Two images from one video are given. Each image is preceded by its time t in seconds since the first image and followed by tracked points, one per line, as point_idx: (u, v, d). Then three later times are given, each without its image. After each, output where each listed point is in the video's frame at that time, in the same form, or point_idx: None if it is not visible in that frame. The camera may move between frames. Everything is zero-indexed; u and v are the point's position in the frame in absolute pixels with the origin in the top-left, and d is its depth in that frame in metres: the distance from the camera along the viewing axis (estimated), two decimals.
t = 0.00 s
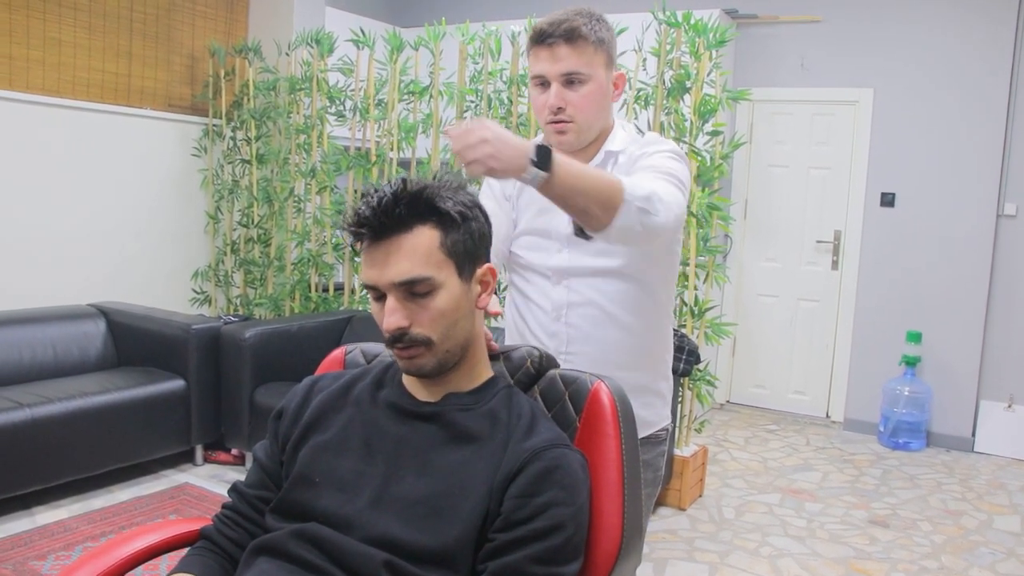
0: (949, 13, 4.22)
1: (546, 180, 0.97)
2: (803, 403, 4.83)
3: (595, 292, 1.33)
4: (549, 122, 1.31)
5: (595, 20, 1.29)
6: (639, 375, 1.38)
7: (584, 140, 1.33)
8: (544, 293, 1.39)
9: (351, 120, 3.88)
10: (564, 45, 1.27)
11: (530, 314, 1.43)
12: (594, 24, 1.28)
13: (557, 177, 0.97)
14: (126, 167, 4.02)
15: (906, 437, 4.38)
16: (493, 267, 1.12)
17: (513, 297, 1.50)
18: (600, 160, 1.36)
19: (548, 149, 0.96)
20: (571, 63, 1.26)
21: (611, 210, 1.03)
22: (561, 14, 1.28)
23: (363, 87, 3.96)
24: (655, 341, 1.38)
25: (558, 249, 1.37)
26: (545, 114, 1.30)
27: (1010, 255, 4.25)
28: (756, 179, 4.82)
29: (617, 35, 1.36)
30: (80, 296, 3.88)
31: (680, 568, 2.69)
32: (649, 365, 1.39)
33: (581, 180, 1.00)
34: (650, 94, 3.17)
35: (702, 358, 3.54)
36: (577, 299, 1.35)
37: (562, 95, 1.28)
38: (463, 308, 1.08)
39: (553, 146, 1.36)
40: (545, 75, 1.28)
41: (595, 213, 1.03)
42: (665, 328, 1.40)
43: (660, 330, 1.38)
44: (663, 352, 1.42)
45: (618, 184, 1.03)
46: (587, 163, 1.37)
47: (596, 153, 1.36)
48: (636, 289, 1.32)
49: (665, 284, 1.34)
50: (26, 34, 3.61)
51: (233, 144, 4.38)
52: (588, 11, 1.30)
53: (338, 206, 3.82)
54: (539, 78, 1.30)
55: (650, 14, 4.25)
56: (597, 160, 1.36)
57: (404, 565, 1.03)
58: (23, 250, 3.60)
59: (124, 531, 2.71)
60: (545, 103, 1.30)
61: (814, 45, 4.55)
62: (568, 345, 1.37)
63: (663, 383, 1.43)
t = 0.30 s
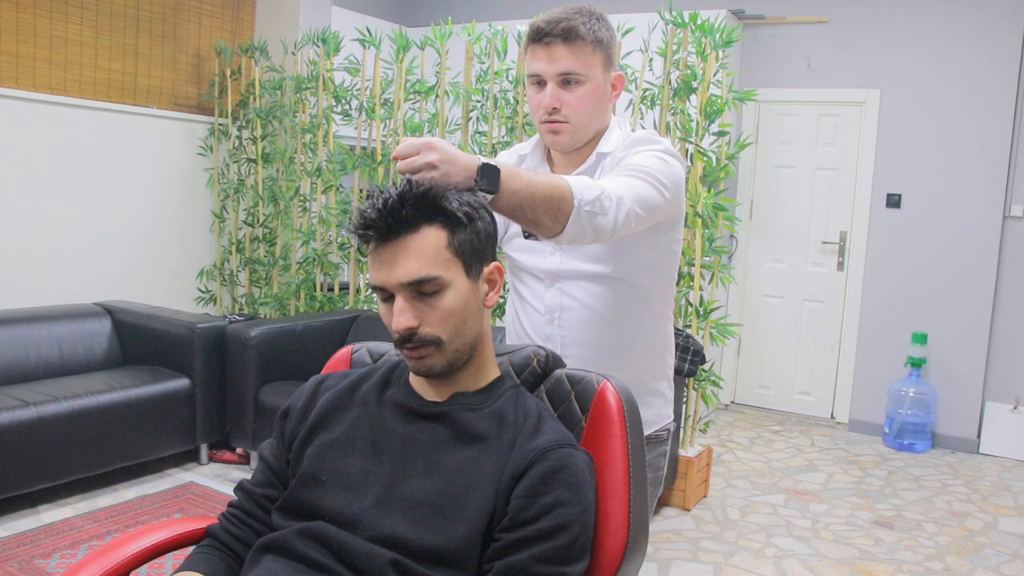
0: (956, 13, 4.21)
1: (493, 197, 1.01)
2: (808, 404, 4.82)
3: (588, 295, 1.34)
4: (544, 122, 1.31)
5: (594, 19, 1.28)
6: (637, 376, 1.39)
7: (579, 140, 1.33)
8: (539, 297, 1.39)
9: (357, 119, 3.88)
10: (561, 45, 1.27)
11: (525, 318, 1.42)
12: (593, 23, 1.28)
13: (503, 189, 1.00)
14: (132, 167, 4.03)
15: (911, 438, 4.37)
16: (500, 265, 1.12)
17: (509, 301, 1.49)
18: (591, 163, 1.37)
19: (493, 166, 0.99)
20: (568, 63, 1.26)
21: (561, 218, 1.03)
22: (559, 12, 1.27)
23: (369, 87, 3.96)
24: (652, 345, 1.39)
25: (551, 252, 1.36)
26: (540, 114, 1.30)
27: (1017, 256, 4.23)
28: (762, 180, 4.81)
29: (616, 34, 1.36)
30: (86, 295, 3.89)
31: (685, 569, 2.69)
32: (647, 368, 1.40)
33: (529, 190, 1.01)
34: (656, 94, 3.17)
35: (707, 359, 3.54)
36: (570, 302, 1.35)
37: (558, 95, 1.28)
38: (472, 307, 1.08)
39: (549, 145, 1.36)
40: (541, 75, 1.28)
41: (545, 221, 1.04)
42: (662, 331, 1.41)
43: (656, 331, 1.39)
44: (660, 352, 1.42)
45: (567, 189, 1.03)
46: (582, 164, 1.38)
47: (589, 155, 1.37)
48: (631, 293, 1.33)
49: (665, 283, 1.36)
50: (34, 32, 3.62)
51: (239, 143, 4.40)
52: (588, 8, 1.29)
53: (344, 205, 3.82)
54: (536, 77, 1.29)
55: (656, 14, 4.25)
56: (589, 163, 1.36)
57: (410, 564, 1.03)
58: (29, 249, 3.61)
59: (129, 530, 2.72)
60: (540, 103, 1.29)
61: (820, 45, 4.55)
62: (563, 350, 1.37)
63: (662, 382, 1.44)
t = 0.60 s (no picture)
0: (958, 11, 4.20)
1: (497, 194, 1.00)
2: (810, 403, 4.82)
3: (592, 294, 1.33)
4: (550, 117, 1.31)
5: (602, 15, 1.28)
6: (639, 372, 1.40)
7: (585, 136, 1.33)
8: (542, 295, 1.39)
9: (359, 119, 3.89)
10: (570, 39, 1.26)
11: (529, 316, 1.42)
12: (601, 19, 1.28)
13: (508, 188, 0.99)
14: (134, 167, 4.04)
15: (914, 436, 4.36)
16: (503, 265, 1.12)
17: (512, 297, 1.49)
18: (597, 157, 1.37)
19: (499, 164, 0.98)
20: (576, 57, 1.26)
21: (565, 218, 1.03)
22: (568, 6, 1.27)
23: (371, 87, 3.96)
24: (654, 341, 1.40)
25: (554, 249, 1.35)
26: (546, 109, 1.30)
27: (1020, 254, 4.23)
28: (764, 178, 4.81)
29: (622, 29, 1.36)
30: (89, 295, 3.90)
31: (687, 568, 2.69)
32: (649, 364, 1.40)
33: (533, 189, 1.01)
34: (658, 93, 3.17)
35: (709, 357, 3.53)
36: (574, 301, 1.34)
37: (564, 90, 1.28)
38: (473, 305, 1.08)
39: (554, 141, 1.36)
40: (549, 70, 1.28)
41: (549, 222, 1.03)
42: (663, 326, 1.41)
43: (657, 327, 1.39)
44: (661, 347, 1.43)
45: (571, 189, 1.03)
46: (586, 160, 1.38)
47: (594, 151, 1.37)
48: (633, 290, 1.33)
49: (667, 279, 1.36)
50: (35, 33, 3.62)
51: (241, 143, 4.40)
52: (595, 4, 1.29)
53: (346, 205, 3.82)
54: (542, 72, 1.29)
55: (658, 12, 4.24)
56: (595, 158, 1.37)
57: (412, 563, 1.03)
58: (31, 249, 3.61)
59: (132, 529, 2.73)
60: (547, 98, 1.29)
61: (822, 43, 4.54)
62: (567, 348, 1.37)
63: (662, 376, 1.45)
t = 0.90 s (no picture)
0: (958, 9, 4.20)
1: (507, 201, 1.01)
2: (811, 401, 4.82)
3: (593, 296, 1.33)
4: (554, 115, 1.31)
5: (607, 14, 1.28)
6: (638, 371, 1.40)
7: (588, 134, 1.33)
8: (542, 296, 1.39)
9: (359, 119, 3.89)
10: (575, 37, 1.26)
11: (527, 316, 1.42)
12: (606, 18, 1.28)
13: (516, 193, 1.00)
14: (134, 168, 4.04)
15: (914, 435, 4.36)
16: (503, 267, 1.12)
17: (509, 297, 1.48)
18: (599, 157, 1.37)
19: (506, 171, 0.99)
20: (582, 56, 1.26)
21: (576, 222, 1.03)
22: (575, 4, 1.27)
23: (371, 87, 3.96)
24: (651, 341, 1.40)
25: (555, 249, 1.35)
26: (550, 107, 1.30)
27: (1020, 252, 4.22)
28: (764, 177, 4.81)
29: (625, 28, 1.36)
30: (89, 296, 3.90)
31: (688, 567, 2.69)
32: (645, 363, 1.41)
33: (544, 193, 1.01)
34: (658, 92, 3.17)
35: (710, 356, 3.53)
36: (575, 303, 1.35)
37: (569, 88, 1.28)
38: (472, 309, 1.08)
39: (556, 139, 1.36)
40: (554, 67, 1.28)
41: (560, 227, 1.03)
42: (660, 327, 1.42)
43: (655, 327, 1.40)
44: (658, 347, 1.43)
45: (581, 193, 1.03)
46: (588, 160, 1.39)
47: (596, 151, 1.38)
48: (632, 292, 1.33)
49: (664, 281, 1.36)
50: (35, 32, 3.62)
51: (241, 143, 4.40)
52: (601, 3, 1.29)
53: (346, 204, 3.82)
54: (546, 70, 1.29)
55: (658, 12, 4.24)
56: (597, 158, 1.37)
57: (413, 564, 1.03)
58: (32, 250, 3.62)
59: (132, 530, 2.73)
60: (551, 96, 1.29)
61: (822, 42, 4.54)
62: (565, 349, 1.38)
63: (659, 375, 1.45)
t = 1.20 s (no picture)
0: (957, 9, 4.20)
1: (543, 197, 1.03)
2: (810, 401, 4.82)
3: (592, 296, 1.33)
4: (550, 114, 1.31)
5: (602, 12, 1.29)
6: (636, 370, 1.41)
7: (585, 133, 1.33)
8: (539, 298, 1.38)
9: (359, 117, 3.88)
10: (571, 35, 1.26)
11: (523, 317, 1.42)
12: (601, 16, 1.29)
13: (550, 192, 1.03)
14: (134, 167, 4.04)
15: (914, 435, 4.37)
16: (510, 276, 1.12)
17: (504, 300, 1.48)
18: (597, 159, 1.38)
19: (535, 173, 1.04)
20: (578, 53, 1.26)
21: (607, 226, 1.08)
22: (570, 2, 1.27)
23: (371, 86, 3.96)
24: (646, 341, 1.40)
25: (554, 252, 1.36)
26: (547, 106, 1.30)
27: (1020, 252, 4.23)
28: (764, 177, 4.81)
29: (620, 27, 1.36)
30: (88, 294, 3.90)
31: (687, 566, 2.69)
32: (640, 363, 1.41)
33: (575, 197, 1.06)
34: (659, 91, 3.17)
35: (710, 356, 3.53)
36: (573, 304, 1.35)
37: (565, 86, 1.28)
38: (472, 313, 1.08)
39: (552, 138, 1.35)
40: (550, 65, 1.28)
41: (591, 232, 1.08)
42: (655, 326, 1.42)
43: (652, 326, 1.40)
44: (654, 347, 1.44)
45: (611, 200, 1.09)
46: (586, 162, 1.39)
47: (594, 152, 1.38)
48: (629, 293, 1.33)
49: (661, 280, 1.36)
50: (35, 31, 3.62)
51: (241, 142, 4.40)
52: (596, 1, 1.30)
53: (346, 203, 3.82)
54: (542, 68, 1.29)
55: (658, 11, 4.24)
56: (596, 159, 1.38)
57: (413, 562, 1.04)
58: (31, 249, 3.62)
59: (131, 528, 2.73)
60: (548, 94, 1.29)
61: (822, 42, 4.54)
62: (561, 349, 1.37)
63: (655, 375, 1.46)
